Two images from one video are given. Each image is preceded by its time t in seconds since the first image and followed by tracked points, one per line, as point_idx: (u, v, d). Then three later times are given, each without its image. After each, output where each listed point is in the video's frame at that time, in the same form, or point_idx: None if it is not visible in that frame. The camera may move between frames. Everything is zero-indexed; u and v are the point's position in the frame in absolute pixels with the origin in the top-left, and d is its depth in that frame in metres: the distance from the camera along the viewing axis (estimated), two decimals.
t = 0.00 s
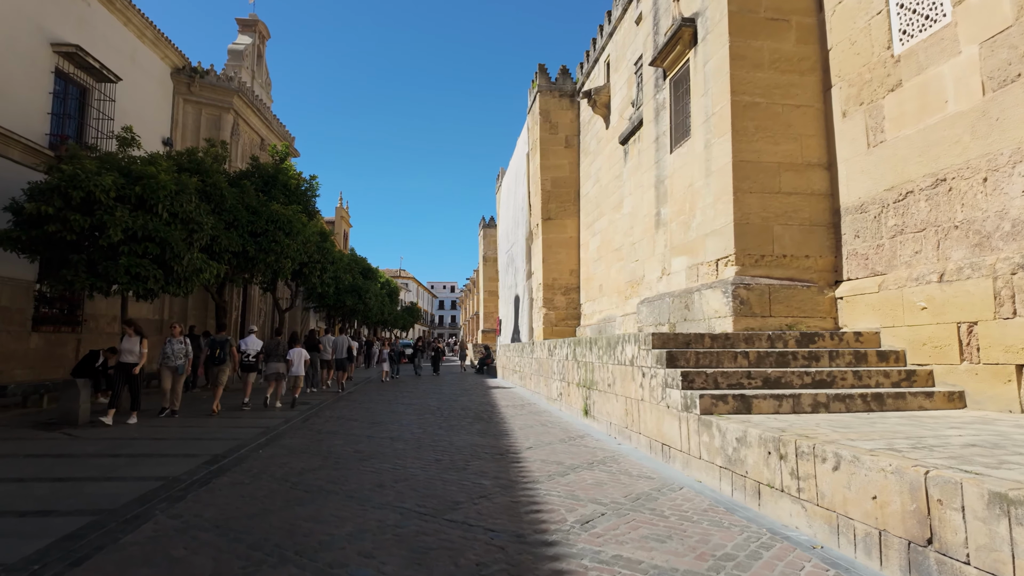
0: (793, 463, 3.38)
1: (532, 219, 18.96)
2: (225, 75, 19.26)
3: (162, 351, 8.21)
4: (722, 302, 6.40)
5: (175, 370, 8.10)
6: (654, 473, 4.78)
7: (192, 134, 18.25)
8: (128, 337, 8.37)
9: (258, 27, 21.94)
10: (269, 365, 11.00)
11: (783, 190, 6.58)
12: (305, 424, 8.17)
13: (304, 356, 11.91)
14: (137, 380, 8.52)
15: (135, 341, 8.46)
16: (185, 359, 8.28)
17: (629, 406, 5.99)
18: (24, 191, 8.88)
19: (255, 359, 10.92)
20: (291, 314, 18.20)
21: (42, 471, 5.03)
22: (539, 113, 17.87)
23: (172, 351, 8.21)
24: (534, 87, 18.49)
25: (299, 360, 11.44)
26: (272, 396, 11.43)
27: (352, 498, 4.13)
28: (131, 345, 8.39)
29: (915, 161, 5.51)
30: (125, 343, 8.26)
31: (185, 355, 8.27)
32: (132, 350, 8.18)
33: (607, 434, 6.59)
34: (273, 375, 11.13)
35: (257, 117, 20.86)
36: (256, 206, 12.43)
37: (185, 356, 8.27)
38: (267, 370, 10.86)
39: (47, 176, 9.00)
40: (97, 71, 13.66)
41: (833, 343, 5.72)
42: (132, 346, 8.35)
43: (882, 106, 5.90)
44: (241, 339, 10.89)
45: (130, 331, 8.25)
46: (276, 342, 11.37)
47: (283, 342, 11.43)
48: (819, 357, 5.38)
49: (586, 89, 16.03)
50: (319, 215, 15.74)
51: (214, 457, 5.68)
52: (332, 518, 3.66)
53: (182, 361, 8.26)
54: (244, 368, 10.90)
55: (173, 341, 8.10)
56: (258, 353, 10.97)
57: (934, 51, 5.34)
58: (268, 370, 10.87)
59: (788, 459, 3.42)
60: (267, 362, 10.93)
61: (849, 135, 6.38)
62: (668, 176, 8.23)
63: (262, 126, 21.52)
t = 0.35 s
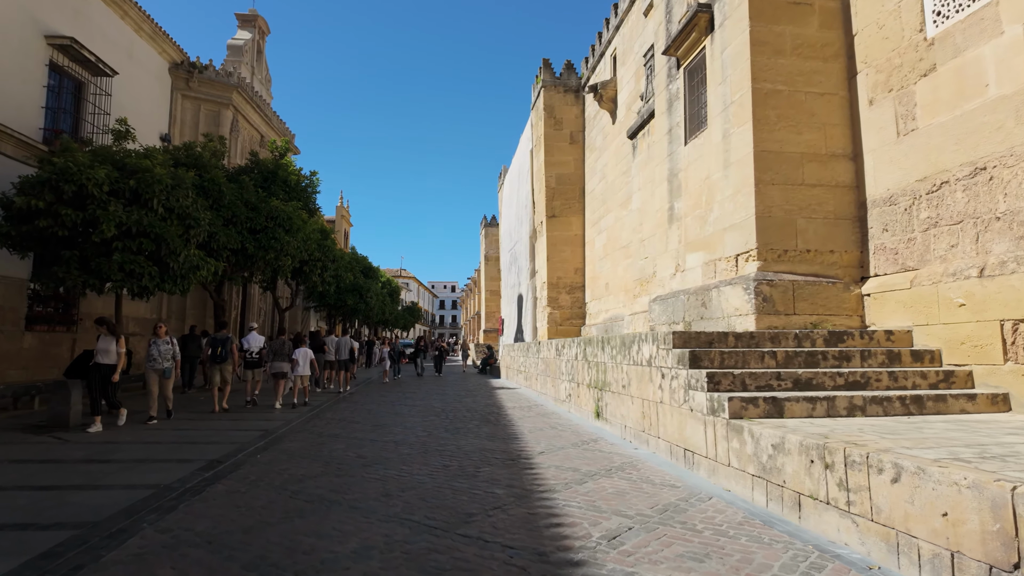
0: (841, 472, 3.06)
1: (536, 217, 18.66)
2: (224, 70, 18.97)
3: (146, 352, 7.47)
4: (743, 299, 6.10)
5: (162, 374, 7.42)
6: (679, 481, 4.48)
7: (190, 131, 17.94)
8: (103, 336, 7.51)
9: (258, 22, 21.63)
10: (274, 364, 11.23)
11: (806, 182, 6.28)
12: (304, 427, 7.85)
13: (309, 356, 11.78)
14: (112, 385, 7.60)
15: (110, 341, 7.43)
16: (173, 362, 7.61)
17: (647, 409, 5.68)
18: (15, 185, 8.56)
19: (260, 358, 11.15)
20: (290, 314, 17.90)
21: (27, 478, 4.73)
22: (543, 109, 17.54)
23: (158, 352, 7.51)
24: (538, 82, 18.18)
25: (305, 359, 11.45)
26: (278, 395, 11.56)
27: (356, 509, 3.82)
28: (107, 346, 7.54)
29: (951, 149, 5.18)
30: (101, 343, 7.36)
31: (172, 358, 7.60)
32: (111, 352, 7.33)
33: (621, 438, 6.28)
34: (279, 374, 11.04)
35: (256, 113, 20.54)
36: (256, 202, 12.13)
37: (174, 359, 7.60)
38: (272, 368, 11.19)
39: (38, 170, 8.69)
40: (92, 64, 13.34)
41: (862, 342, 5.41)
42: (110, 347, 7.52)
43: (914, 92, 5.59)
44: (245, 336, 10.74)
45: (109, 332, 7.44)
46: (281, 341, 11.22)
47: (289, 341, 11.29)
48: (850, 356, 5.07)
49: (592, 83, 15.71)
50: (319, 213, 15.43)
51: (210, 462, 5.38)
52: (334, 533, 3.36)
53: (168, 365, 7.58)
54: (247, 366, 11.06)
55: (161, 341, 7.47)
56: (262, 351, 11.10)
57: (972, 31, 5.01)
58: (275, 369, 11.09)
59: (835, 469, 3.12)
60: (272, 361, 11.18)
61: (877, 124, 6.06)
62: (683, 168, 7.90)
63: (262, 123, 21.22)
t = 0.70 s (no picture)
0: (899, 486, 2.74)
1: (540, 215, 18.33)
2: (222, 65, 18.65)
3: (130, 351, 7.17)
4: (766, 296, 5.78)
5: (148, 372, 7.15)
6: (705, 491, 4.16)
7: (188, 126, 17.62)
8: (75, 337, 6.59)
9: (257, 17, 21.31)
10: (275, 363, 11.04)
11: (831, 173, 5.95)
12: (302, 430, 7.53)
13: (313, 355, 11.70)
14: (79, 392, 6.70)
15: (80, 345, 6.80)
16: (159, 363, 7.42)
17: (665, 412, 5.35)
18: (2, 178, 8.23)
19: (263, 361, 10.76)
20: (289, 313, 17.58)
21: (4, 488, 4.40)
22: (547, 104, 17.21)
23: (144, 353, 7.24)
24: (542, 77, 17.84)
25: (309, 358, 11.43)
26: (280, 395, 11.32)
27: (356, 524, 3.49)
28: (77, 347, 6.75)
29: (990, 135, 4.83)
30: (72, 344, 6.44)
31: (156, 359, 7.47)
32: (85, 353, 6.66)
33: (636, 443, 5.97)
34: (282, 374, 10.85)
35: (255, 109, 20.22)
36: (253, 197, 11.82)
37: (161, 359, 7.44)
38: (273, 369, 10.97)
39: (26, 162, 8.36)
40: (86, 57, 13.00)
41: (895, 342, 5.09)
42: (83, 348, 6.67)
43: (948, 75, 5.26)
44: (248, 339, 10.36)
45: (83, 335, 6.58)
46: (282, 341, 10.99)
47: (291, 340, 11.06)
48: (885, 357, 4.75)
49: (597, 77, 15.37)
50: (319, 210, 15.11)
51: (201, 469, 5.05)
52: (332, 553, 3.03)
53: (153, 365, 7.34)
54: (249, 367, 10.66)
55: (149, 341, 7.29)
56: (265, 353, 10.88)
57: (1015, 9, 4.68)
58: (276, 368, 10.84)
59: (891, 482, 2.79)
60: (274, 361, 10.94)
61: (907, 111, 5.73)
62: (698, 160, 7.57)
63: (260, 119, 20.91)
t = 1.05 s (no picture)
0: (970, 502, 2.43)
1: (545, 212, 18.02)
2: (223, 61, 18.38)
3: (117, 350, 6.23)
4: (791, 292, 5.47)
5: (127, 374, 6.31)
6: (736, 502, 3.85)
7: (188, 123, 17.36)
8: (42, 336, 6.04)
9: (258, 12, 21.04)
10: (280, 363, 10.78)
11: (860, 162, 5.64)
12: (302, 433, 7.24)
13: (318, 354, 11.57)
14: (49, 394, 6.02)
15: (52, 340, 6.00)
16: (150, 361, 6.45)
17: (687, 416, 5.03)
18: None
19: (269, 358, 10.66)
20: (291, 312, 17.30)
21: None
22: (553, 99, 16.89)
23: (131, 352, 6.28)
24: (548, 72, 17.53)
25: (314, 358, 11.42)
26: (285, 394, 11.13)
27: (357, 541, 3.18)
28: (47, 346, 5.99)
29: None
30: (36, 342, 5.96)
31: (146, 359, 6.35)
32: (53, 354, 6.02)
33: (653, 448, 5.66)
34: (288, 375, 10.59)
35: (256, 105, 19.95)
36: (253, 193, 11.54)
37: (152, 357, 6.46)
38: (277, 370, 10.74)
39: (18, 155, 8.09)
40: (82, 51, 12.71)
41: (933, 341, 4.77)
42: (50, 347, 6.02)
43: (987, 56, 4.91)
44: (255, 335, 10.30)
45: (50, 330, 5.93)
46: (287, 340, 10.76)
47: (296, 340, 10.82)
48: (924, 356, 4.44)
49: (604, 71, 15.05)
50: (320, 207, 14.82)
51: (194, 476, 4.75)
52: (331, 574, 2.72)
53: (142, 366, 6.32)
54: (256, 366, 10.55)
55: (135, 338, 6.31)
56: (272, 352, 10.70)
57: None
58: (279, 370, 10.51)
59: (960, 497, 2.48)
60: (277, 362, 10.57)
61: (942, 97, 5.40)
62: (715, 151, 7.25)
63: (261, 117, 20.64)
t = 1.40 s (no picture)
0: None
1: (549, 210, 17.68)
2: (221, 55, 18.06)
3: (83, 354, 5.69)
4: (819, 291, 5.16)
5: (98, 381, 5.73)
6: (772, 519, 3.53)
7: (185, 119, 17.04)
8: None
9: (257, 7, 20.71)
10: (283, 363, 10.49)
11: (891, 153, 5.31)
12: (300, 438, 6.93)
13: (321, 355, 11.26)
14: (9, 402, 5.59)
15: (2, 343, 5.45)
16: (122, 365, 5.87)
17: (711, 422, 4.72)
18: None
19: (271, 360, 10.33)
20: (288, 312, 16.98)
21: None
22: (557, 95, 16.56)
23: (98, 355, 5.71)
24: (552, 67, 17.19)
25: (317, 358, 11.14)
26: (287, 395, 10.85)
27: (358, 566, 2.86)
28: None
29: None
30: None
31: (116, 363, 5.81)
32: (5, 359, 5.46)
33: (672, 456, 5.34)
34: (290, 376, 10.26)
35: (254, 101, 19.63)
36: (251, 189, 11.21)
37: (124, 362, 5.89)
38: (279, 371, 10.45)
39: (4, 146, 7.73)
40: (76, 44, 12.39)
41: (976, 343, 4.45)
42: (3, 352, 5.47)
43: None
44: (255, 336, 9.96)
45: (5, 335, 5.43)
46: (290, 340, 10.46)
47: (299, 340, 10.52)
48: (970, 359, 4.11)
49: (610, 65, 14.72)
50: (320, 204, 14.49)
51: (183, 488, 4.43)
52: None
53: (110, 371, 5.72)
54: (257, 368, 10.21)
55: (101, 341, 5.71)
56: (274, 353, 10.36)
57: None
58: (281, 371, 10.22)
59: None
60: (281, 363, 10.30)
61: (981, 82, 5.07)
62: (733, 143, 6.91)
63: (260, 113, 20.31)
